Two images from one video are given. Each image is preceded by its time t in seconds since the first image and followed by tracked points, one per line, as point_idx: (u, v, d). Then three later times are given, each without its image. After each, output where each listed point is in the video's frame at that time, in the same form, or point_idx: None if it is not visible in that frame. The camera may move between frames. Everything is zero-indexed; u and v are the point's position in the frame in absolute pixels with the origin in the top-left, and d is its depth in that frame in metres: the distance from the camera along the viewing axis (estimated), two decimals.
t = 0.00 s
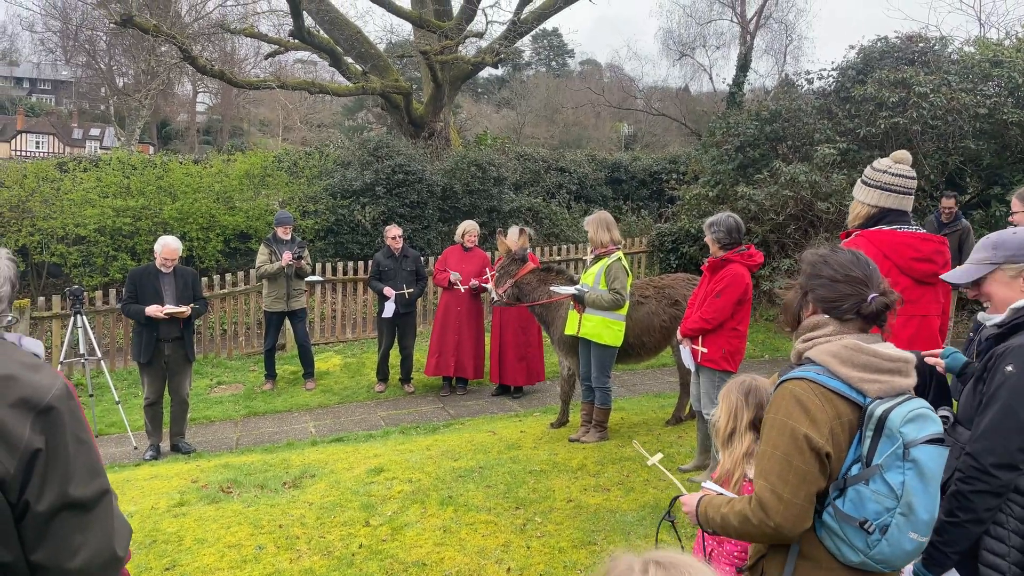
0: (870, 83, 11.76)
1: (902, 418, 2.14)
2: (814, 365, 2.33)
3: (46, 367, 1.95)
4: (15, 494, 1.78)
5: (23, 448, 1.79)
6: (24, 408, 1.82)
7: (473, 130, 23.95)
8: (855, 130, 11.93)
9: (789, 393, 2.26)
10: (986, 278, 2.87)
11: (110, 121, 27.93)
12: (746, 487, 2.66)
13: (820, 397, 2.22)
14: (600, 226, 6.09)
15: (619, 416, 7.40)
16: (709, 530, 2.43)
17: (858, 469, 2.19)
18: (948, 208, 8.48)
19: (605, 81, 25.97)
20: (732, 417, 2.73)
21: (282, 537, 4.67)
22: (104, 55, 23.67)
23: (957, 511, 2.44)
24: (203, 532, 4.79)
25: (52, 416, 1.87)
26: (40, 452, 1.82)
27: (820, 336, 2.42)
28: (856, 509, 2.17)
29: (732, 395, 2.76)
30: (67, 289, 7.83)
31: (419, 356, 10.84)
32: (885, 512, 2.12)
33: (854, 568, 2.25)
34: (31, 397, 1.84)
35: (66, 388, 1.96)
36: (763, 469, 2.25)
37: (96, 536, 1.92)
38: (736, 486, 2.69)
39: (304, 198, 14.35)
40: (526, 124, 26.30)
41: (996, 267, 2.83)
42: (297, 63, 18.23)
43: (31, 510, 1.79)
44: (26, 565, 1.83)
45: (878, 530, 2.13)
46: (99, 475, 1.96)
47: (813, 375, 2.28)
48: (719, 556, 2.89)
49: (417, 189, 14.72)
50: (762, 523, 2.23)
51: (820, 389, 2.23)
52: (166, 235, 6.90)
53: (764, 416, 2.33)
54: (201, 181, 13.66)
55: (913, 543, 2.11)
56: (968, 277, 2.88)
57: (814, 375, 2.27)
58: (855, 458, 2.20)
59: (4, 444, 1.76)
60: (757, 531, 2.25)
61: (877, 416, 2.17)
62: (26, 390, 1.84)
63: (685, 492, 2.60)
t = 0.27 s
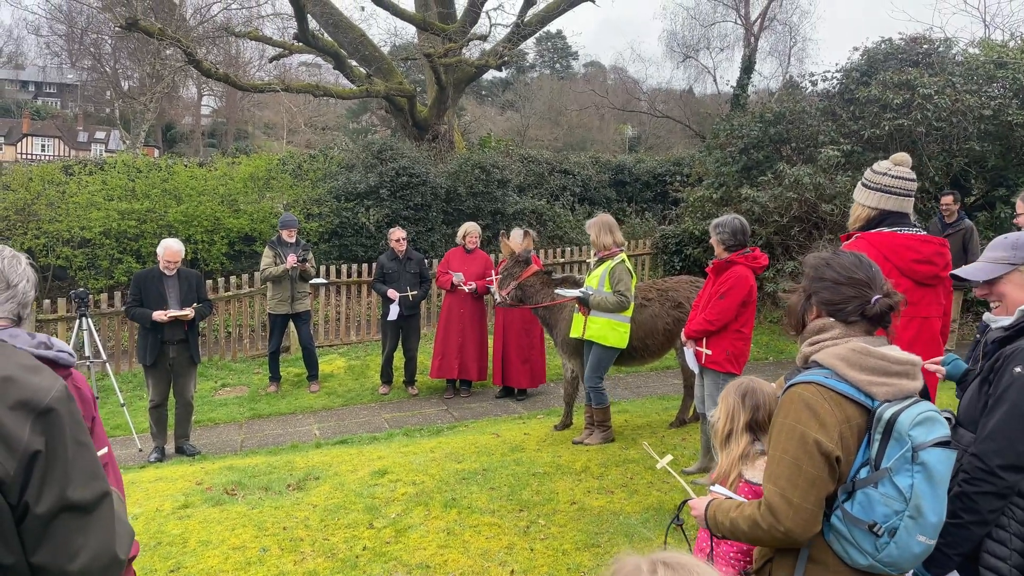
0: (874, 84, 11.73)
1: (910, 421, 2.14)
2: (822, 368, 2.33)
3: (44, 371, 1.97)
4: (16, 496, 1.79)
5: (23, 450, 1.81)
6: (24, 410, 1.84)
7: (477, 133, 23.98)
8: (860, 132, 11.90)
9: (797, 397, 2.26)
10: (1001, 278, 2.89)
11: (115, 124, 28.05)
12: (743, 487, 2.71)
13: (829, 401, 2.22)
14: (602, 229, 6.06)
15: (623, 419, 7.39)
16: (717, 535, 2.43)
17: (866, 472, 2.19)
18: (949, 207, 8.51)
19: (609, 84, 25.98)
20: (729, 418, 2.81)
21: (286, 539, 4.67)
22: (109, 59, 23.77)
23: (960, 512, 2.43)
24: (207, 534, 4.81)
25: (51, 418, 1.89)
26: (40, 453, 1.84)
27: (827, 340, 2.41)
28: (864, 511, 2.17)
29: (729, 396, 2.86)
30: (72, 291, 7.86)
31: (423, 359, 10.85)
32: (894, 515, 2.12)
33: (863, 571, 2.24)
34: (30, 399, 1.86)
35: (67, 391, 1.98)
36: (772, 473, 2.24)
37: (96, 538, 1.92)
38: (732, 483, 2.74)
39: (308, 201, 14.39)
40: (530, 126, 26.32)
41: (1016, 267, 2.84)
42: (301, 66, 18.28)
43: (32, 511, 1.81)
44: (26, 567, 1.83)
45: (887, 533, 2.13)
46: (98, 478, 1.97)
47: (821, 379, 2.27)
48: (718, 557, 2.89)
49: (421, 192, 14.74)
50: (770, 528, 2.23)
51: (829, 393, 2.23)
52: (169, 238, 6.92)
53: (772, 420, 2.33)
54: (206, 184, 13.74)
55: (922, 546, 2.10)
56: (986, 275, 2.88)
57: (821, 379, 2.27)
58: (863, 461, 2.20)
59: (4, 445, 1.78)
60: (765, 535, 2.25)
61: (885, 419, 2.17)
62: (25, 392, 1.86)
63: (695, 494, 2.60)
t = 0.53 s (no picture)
0: (877, 84, 11.71)
1: (912, 421, 2.14)
2: (823, 368, 2.32)
3: (35, 367, 1.97)
4: (10, 493, 1.79)
5: (17, 447, 1.81)
6: (16, 406, 1.84)
7: (479, 133, 23.98)
8: (862, 132, 11.89)
9: (799, 397, 2.26)
10: (996, 275, 2.88)
11: (119, 125, 28.11)
12: (735, 483, 2.81)
13: (831, 401, 2.22)
14: (606, 230, 6.06)
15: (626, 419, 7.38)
16: (720, 534, 2.43)
17: (868, 472, 2.19)
18: (950, 205, 8.50)
19: (611, 84, 25.98)
20: (727, 417, 2.96)
21: (288, 539, 4.68)
22: (112, 59, 23.84)
23: (966, 513, 2.42)
24: (209, 533, 4.81)
25: (44, 415, 1.88)
26: (34, 451, 1.84)
27: (829, 340, 2.41)
28: (867, 511, 2.16)
29: (726, 396, 3.00)
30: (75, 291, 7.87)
31: (425, 359, 10.86)
32: (896, 515, 2.12)
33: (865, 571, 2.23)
34: (23, 396, 1.86)
35: (58, 388, 1.98)
36: (774, 473, 2.24)
37: (90, 534, 1.93)
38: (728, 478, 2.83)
39: (311, 201, 14.41)
40: (533, 127, 26.31)
41: (1009, 264, 2.84)
42: (303, 67, 18.31)
43: (27, 508, 1.80)
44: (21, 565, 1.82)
45: (889, 533, 2.13)
46: (92, 474, 1.97)
47: (823, 379, 2.27)
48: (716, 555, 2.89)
49: (423, 192, 14.75)
50: (772, 528, 2.23)
51: (831, 393, 2.23)
52: (171, 237, 6.93)
53: (774, 420, 2.32)
54: (209, 184, 13.78)
55: (924, 546, 2.10)
56: (981, 271, 2.89)
57: (823, 379, 2.27)
58: (865, 461, 2.20)
59: None
60: (767, 535, 2.25)
61: (887, 419, 2.17)
62: (17, 389, 1.85)
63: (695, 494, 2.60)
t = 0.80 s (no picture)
0: (878, 83, 11.70)
1: (909, 419, 2.14)
2: (823, 366, 2.33)
3: (21, 364, 1.97)
4: None
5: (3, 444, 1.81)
6: (2, 404, 1.85)
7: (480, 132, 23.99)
8: (864, 131, 11.88)
9: (797, 395, 2.26)
10: (985, 268, 2.89)
11: (120, 124, 28.14)
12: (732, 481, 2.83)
13: (829, 399, 2.22)
14: (606, 229, 6.04)
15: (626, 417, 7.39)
16: (718, 531, 2.44)
17: (866, 469, 2.19)
18: (950, 205, 8.50)
19: (613, 83, 25.98)
20: (725, 414, 2.96)
21: (289, 536, 4.69)
22: (114, 58, 23.87)
23: (957, 508, 2.41)
24: (210, 531, 4.83)
25: (30, 412, 1.89)
26: (20, 448, 1.85)
27: (828, 337, 2.41)
28: (864, 509, 2.17)
29: (723, 392, 3.03)
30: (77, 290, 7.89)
31: (427, 357, 10.87)
32: (893, 513, 2.12)
33: (863, 569, 2.23)
34: (10, 393, 1.86)
35: (44, 384, 1.99)
36: (772, 470, 2.25)
37: (79, 530, 1.95)
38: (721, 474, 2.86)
39: (312, 200, 14.43)
40: (534, 126, 26.30)
41: (997, 258, 2.83)
42: (305, 66, 18.32)
43: (14, 505, 1.81)
44: (9, 561, 1.84)
45: (887, 531, 2.13)
46: (80, 471, 1.99)
47: (821, 377, 2.27)
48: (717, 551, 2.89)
49: (424, 191, 14.75)
50: (770, 525, 2.23)
51: (829, 390, 2.23)
52: (175, 234, 6.95)
53: (773, 417, 2.33)
54: (210, 183, 13.80)
55: (921, 544, 2.10)
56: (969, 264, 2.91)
57: (822, 377, 2.27)
58: (863, 459, 2.20)
59: None
60: (765, 532, 2.25)
61: (885, 417, 2.17)
62: (4, 385, 1.86)
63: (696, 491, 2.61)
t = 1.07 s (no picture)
0: (878, 81, 11.69)
1: (908, 416, 2.14)
2: (821, 363, 2.33)
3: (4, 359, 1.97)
4: None
5: None
6: None
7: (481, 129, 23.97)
8: (864, 129, 11.88)
9: (796, 392, 2.27)
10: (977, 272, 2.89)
11: (120, 120, 28.10)
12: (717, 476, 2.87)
13: (827, 396, 2.22)
14: (606, 227, 6.03)
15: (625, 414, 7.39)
16: (716, 527, 2.44)
17: (864, 467, 2.19)
18: (949, 203, 8.50)
19: (613, 81, 25.96)
20: (718, 409, 2.97)
21: (288, 533, 4.69)
22: (114, 54, 23.83)
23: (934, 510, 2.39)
24: (210, 527, 4.83)
25: (15, 408, 1.90)
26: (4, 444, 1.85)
27: (827, 334, 2.41)
28: (861, 506, 2.17)
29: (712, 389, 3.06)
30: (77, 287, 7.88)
31: (426, 355, 10.87)
32: (891, 510, 2.12)
33: (860, 566, 2.24)
34: None
35: (27, 379, 1.99)
36: (769, 467, 2.25)
37: (64, 525, 1.97)
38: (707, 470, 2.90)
39: (312, 197, 14.43)
40: (535, 123, 26.26)
41: (986, 262, 2.83)
42: (305, 62, 18.30)
43: None
44: None
45: (884, 528, 2.13)
46: (65, 466, 2.00)
47: (820, 374, 2.27)
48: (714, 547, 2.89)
49: (424, 188, 14.75)
50: (767, 522, 2.23)
51: (827, 388, 2.23)
52: (184, 233, 6.94)
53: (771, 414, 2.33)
54: (210, 179, 13.78)
55: (919, 541, 2.10)
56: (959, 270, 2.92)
57: (820, 374, 2.27)
58: (861, 456, 2.20)
59: None
60: (762, 529, 2.25)
61: (883, 414, 2.17)
62: None
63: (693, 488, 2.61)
